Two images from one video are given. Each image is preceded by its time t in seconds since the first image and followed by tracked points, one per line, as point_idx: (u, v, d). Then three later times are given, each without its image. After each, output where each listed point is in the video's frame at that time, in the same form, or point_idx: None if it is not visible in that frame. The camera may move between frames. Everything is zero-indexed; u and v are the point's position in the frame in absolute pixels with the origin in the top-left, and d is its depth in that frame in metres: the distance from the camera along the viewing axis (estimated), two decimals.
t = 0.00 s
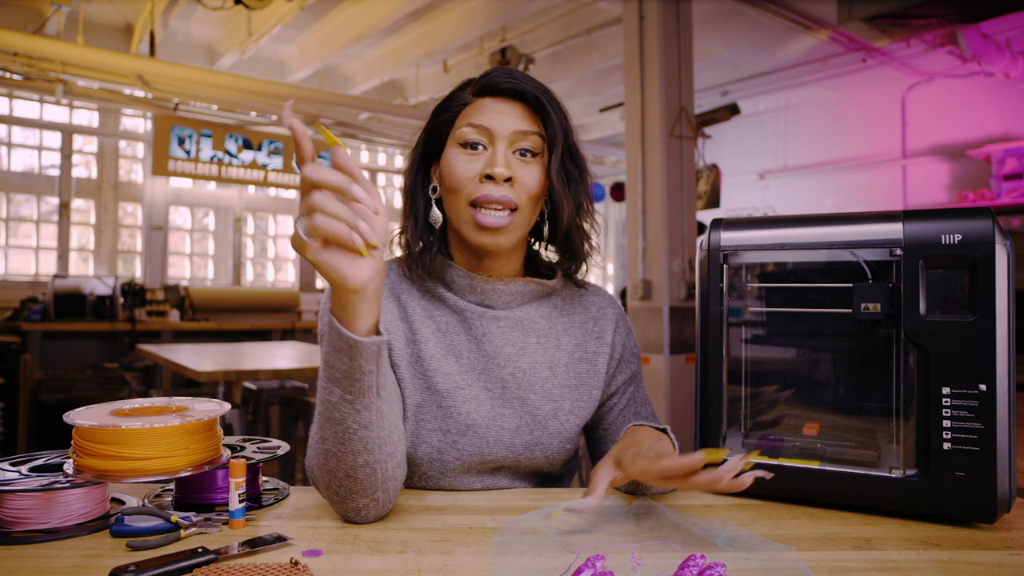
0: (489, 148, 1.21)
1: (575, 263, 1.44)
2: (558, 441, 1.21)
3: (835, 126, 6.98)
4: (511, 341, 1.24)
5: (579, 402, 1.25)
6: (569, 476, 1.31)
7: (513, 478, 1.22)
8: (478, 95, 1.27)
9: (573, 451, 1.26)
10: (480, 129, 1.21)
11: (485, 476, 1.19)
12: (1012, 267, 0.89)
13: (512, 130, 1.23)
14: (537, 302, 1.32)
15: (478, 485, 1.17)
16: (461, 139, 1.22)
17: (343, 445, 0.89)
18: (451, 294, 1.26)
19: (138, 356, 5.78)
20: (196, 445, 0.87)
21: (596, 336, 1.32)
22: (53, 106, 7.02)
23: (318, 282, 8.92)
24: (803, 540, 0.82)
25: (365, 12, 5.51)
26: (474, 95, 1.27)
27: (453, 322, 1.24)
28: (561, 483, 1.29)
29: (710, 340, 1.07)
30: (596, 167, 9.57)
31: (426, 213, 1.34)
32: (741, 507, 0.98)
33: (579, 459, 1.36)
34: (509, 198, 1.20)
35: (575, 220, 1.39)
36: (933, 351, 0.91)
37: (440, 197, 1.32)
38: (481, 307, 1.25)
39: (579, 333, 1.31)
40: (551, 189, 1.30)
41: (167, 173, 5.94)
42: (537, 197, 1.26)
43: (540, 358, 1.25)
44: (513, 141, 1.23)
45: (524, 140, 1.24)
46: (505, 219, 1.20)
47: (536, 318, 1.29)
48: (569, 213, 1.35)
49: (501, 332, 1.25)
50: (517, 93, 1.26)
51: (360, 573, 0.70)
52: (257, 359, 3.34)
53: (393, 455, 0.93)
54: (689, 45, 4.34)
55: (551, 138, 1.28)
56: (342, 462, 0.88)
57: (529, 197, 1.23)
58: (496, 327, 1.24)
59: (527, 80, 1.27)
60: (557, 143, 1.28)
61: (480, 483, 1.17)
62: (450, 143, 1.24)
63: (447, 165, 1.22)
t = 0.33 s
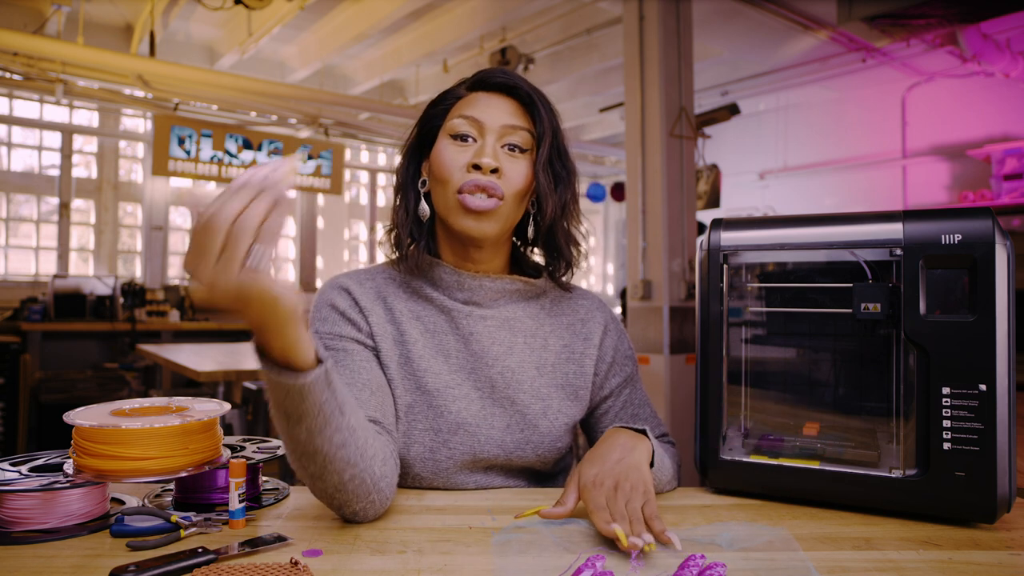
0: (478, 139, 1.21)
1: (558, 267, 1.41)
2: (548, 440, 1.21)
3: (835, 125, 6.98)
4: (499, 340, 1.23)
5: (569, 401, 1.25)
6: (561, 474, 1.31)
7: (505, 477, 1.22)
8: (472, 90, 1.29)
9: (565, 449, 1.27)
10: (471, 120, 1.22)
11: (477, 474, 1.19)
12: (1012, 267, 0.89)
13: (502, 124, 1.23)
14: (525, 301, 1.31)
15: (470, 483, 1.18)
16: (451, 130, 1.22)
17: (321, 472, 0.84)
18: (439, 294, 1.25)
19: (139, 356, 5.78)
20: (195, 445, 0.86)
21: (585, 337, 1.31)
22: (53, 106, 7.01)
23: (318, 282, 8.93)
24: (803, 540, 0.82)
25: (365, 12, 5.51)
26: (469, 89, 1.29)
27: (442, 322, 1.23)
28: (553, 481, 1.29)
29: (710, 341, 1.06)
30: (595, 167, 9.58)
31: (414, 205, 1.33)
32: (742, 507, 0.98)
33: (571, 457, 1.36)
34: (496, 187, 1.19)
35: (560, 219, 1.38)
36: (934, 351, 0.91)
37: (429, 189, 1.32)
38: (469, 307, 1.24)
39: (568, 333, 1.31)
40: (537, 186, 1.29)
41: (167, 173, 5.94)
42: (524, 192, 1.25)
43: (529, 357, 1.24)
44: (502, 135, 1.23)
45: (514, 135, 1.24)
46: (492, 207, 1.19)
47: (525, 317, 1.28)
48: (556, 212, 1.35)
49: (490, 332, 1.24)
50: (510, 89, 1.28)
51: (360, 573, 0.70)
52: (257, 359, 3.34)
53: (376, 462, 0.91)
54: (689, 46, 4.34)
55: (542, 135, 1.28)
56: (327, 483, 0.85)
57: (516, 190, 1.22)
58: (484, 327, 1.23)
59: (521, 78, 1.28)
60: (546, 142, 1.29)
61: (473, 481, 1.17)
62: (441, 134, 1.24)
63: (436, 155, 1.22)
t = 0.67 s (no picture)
0: (477, 149, 1.21)
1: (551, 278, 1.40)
2: (542, 440, 1.22)
3: (835, 125, 6.98)
4: (493, 343, 1.23)
5: (563, 403, 1.25)
6: (556, 473, 1.31)
7: (501, 479, 1.22)
8: (475, 97, 1.28)
9: (559, 449, 1.27)
10: (471, 129, 1.22)
11: (473, 476, 1.19)
12: (1013, 267, 0.89)
13: (502, 135, 1.23)
14: (518, 304, 1.31)
15: (466, 485, 1.18)
16: (450, 137, 1.22)
17: (320, 499, 0.80)
18: (432, 297, 1.24)
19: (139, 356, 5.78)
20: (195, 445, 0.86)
21: (578, 340, 1.31)
22: (53, 106, 7.01)
23: (318, 282, 8.93)
24: (803, 540, 0.82)
25: (365, 12, 5.51)
26: (471, 96, 1.28)
27: (435, 325, 1.23)
28: (549, 481, 1.29)
29: (710, 340, 1.06)
30: (595, 167, 9.58)
31: (411, 207, 1.33)
32: (742, 507, 0.97)
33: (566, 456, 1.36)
34: (490, 199, 1.19)
35: (556, 231, 1.38)
36: (933, 351, 0.91)
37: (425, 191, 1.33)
38: (462, 311, 1.24)
39: (561, 335, 1.31)
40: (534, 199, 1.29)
41: (167, 174, 5.94)
42: (518, 204, 1.25)
43: (523, 360, 1.25)
44: (501, 146, 1.23)
45: (512, 147, 1.24)
46: (485, 218, 1.19)
47: (518, 320, 1.28)
48: (550, 224, 1.35)
49: (483, 335, 1.24)
50: (512, 99, 1.27)
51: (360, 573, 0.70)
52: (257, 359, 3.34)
53: (376, 475, 0.88)
54: (689, 46, 4.34)
55: (541, 148, 1.28)
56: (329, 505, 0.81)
57: (510, 203, 1.22)
58: (478, 330, 1.23)
59: (524, 89, 1.28)
60: (545, 156, 1.28)
61: (469, 481, 1.18)
62: (440, 140, 1.24)
63: (434, 160, 1.22)
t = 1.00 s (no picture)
0: (478, 140, 1.21)
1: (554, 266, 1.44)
2: (543, 441, 1.22)
3: (835, 125, 6.98)
4: (495, 343, 1.23)
5: (565, 403, 1.25)
6: (557, 474, 1.31)
7: (501, 479, 1.22)
8: (469, 91, 1.30)
9: (560, 450, 1.27)
10: (470, 121, 1.21)
11: (472, 476, 1.19)
12: (1013, 267, 0.89)
13: (501, 125, 1.23)
14: (521, 303, 1.30)
15: (466, 485, 1.18)
16: (450, 131, 1.21)
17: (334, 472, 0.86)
18: (434, 296, 1.24)
19: (139, 356, 5.78)
20: (195, 445, 0.86)
21: (581, 340, 1.31)
22: (53, 106, 7.01)
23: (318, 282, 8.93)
24: (803, 540, 0.82)
25: (365, 12, 5.51)
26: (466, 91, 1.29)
27: (437, 324, 1.23)
28: (549, 482, 1.29)
29: (710, 341, 1.06)
30: (595, 167, 9.58)
31: (410, 207, 1.32)
32: (742, 507, 0.98)
33: (567, 456, 1.36)
34: (497, 187, 1.18)
35: (559, 219, 1.39)
36: (933, 351, 0.91)
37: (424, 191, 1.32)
38: (465, 310, 1.24)
39: (563, 335, 1.30)
40: (537, 182, 1.30)
41: (167, 173, 5.94)
42: (522, 192, 1.25)
43: (525, 360, 1.24)
44: (501, 135, 1.23)
45: (512, 136, 1.24)
46: (493, 207, 1.18)
47: (520, 319, 1.28)
48: (552, 209, 1.35)
49: (485, 334, 1.23)
50: (507, 90, 1.29)
51: (361, 573, 0.70)
52: (258, 359, 3.34)
53: (387, 464, 0.93)
54: (689, 46, 4.34)
55: (539, 135, 1.29)
56: (339, 486, 0.86)
57: (515, 191, 1.22)
58: (479, 329, 1.23)
59: (517, 80, 1.29)
60: (543, 141, 1.29)
61: (469, 482, 1.17)
62: (439, 134, 1.22)
63: (435, 155, 1.20)
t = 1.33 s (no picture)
0: (475, 137, 1.19)
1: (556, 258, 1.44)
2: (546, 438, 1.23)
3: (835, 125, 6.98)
4: (501, 341, 1.24)
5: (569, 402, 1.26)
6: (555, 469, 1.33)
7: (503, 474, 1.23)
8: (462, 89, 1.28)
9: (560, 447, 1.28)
10: (466, 119, 1.20)
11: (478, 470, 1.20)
12: (1012, 267, 0.89)
13: (498, 120, 1.22)
14: (524, 301, 1.31)
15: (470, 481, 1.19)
16: (447, 131, 1.19)
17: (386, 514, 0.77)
18: (440, 294, 1.24)
19: (139, 356, 5.78)
20: (196, 445, 0.87)
21: (582, 337, 1.33)
22: (53, 106, 7.01)
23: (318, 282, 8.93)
24: (803, 539, 0.82)
25: (366, 12, 5.52)
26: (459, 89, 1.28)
27: (444, 322, 1.23)
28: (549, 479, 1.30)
29: (710, 342, 1.06)
30: (595, 167, 9.58)
31: (410, 209, 1.30)
32: (742, 507, 0.97)
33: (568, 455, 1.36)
34: (499, 181, 1.16)
35: (557, 211, 1.38)
36: (934, 351, 0.91)
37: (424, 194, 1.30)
38: (472, 308, 1.24)
39: (566, 334, 1.32)
40: (534, 179, 1.29)
41: (167, 174, 5.93)
42: (522, 186, 1.23)
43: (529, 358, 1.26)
44: (498, 130, 1.21)
45: (509, 130, 1.23)
46: (496, 202, 1.16)
47: (524, 318, 1.28)
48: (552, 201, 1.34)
49: (492, 333, 1.24)
50: (499, 84, 1.29)
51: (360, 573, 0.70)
52: (258, 359, 3.34)
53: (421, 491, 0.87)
54: (689, 46, 4.34)
55: (534, 128, 1.28)
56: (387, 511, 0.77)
57: (516, 185, 1.20)
58: (486, 328, 1.23)
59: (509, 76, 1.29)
60: (538, 135, 1.28)
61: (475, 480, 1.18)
62: (435, 135, 1.21)
63: (433, 156, 1.18)
